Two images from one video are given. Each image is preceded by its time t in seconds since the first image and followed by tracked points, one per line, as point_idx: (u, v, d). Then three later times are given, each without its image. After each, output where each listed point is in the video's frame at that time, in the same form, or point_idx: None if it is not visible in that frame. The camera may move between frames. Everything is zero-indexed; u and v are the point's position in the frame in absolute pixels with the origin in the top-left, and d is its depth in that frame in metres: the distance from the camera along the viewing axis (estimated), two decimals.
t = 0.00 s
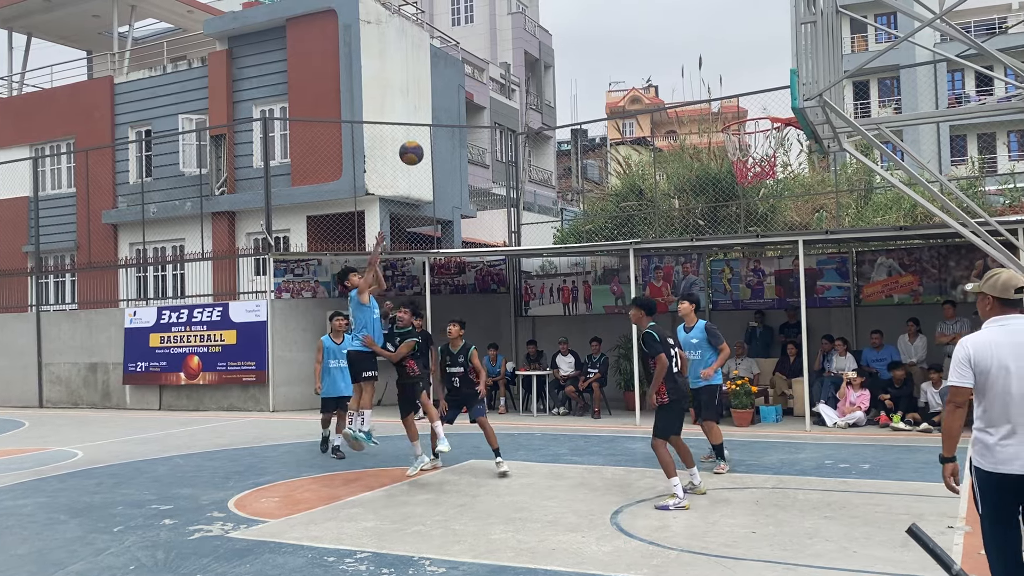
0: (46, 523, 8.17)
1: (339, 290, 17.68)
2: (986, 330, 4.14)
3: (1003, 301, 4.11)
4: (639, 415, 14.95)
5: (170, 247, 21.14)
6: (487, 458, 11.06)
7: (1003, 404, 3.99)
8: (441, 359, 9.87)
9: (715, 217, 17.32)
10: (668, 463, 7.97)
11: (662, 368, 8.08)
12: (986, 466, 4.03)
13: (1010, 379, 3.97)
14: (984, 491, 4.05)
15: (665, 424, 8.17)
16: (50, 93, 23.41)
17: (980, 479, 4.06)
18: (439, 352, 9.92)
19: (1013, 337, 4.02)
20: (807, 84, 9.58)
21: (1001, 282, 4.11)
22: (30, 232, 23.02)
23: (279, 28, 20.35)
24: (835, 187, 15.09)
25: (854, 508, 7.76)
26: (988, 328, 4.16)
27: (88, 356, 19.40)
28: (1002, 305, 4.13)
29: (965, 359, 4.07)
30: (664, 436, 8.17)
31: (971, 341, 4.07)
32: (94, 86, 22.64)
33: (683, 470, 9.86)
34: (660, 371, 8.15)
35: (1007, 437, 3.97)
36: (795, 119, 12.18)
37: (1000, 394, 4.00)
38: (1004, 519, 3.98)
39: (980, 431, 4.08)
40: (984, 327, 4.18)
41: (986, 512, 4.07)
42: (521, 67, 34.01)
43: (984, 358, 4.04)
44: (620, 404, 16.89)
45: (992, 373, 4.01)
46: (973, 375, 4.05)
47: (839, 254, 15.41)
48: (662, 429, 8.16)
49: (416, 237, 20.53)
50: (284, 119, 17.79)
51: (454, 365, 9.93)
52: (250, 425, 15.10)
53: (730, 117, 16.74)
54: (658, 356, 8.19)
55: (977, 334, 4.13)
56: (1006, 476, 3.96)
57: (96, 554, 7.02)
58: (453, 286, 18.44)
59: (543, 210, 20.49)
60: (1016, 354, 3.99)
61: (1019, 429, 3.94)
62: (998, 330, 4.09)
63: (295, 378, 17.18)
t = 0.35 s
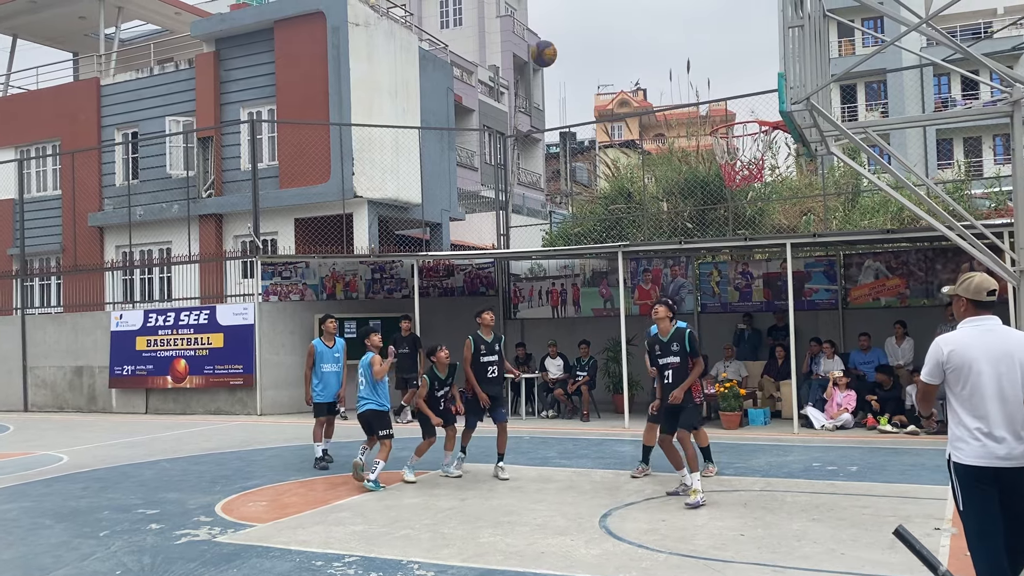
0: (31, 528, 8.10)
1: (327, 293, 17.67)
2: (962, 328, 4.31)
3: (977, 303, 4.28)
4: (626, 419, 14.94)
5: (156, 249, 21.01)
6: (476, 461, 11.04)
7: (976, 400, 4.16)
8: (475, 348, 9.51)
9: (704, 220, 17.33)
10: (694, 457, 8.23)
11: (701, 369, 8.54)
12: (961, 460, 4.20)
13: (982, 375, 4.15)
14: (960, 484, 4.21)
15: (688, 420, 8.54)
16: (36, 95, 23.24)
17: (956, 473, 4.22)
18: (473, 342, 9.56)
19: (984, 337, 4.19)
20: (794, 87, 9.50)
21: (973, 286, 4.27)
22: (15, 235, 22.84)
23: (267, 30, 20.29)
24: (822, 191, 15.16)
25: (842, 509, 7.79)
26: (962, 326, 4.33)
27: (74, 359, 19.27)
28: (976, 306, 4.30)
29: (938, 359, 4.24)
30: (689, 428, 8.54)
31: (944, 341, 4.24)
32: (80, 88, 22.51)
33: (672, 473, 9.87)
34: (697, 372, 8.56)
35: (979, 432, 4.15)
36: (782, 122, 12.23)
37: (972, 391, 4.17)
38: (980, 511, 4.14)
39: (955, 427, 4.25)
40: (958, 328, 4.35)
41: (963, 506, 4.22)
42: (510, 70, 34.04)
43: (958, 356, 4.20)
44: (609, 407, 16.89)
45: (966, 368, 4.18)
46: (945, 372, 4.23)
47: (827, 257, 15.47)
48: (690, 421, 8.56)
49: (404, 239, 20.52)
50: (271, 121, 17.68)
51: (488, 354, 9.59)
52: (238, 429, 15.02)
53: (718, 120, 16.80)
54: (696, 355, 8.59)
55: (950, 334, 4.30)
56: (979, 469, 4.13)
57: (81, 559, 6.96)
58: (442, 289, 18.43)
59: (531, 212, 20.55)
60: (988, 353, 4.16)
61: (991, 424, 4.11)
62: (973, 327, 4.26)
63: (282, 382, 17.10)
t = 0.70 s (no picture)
0: (19, 532, 8.05)
1: (317, 296, 17.60)
2: (953, 332, 4.66)
3: (968, 308, 4.67)
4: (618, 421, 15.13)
5: (146, 252, 20.92)
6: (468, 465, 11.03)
7: (964, 399, 4.53)
8: (496, 362, 9.36)
9: (695, 223, 17.31)
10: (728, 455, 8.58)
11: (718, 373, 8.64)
12: (947, 454, 4.54)
13: (973, 375, 4.53)
14: (945, 477, 4.54)
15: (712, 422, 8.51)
16: (25, 97, 23.13)
17: (943, 466, 4.55)
18: (493, 356, 9.38)
19: (975, 341, 4.58)
20: (785, 91, 9.54)
21: (968, 292, 4.63)
22: (4, 238, 22.71)
23: (258, 33, 20.25)
24: (812, 194, 15.20)
25: (832, 512, 7.81)
26: (952, 330, 4.68)
27: (63, 363, 19.16)
28: (966, 311, 4.69)
29: (935, 357, 4.56)
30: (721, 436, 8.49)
31: (941, 341, 4.58)
32: (70, 90, 22.40)
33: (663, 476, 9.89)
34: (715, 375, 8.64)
35: (967, 428, 4.50)
36: (773, 124, 12.25)
37: (964, 388, 4.53)
38: (963, 502, 4.48)
39: (942, 423, 4.59)
40: (948, 330, 4.70)
41: (944, 499, 4.56)
42: (501, 73, 34.04)
43: (953, 356, 4.55)
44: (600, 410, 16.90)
45: (959, 368, 4.54)
46: (941, 371, 4.55)
47: (817, 260, 15.48)
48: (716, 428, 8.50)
49: (396, 242, 20.60)
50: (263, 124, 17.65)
51: (507, 369, 9.45)
52: (228, 432, 14.97)
53: (709, 124, 16.83)
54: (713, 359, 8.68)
55: (945, 335, 4.64)
56: (964, 463, 4.48)
57: (70, 563, 6.91)
58: (434, 292, 18.36)
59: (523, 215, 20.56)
60: (979, 356, 4.55)
61: (979, 421, 4.49)
62: (964, 331, 4.63)
63: (273, 385, 17.04)
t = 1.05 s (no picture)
0: (12, 535, 8.01)
1: (312, 298, 17.55)
2: (947, 332, 4.68)
3: (959, 309, 4.69)
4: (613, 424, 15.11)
5: (140, 254, 20.86)
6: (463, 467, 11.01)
7: (960, 397, 4.54)
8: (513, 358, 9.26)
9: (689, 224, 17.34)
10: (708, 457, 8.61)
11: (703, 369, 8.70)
12: (939, 452, 4.54)
13: (967, 374, 4.55)
14: (930, 474, 4.57)
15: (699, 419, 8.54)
16: (18, 98, 23.05)
17: (930, 464, 4.57)
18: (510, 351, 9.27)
19: (970, 340, 4.60)
20: (779, 93, 9.57)
21: (958, 294, 4.67)
22: None
23: (252, 34, 20.23)
24: (806, 196, 15.22)
25: (827, 514, 7.81)
26: (945, 330, 4.71)
27: (56, 365, 19.09)
28: (958, 312, 4.71)
29: (932, 355, 4.55)
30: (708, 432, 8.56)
31: (938, 340, 4.58)
32: (64, 92, 22.34)
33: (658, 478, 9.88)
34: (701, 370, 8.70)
35: (962, 426, 4.51)
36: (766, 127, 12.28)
37: (959, 387, 4.54)
38: (943, 499, 4.52)
39: (935, 420, 4.59)
40: (941, 330, 4.72)
41: (925, 495, 4.58)
42: (496, 75, 34.07)
43: (948, 355, 4.56)
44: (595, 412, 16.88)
45: (955, 367, 4.55)
46: (937, 370, 4.55)
47: (812, 262, 15.54)
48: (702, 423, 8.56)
49: (391, 244, 20.58)
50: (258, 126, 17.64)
51: (524, 363, 9.35)
52: (222, 435, 14.93)
53: (703, 126, 16.86)
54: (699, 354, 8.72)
55: (939, 334, 4.65)
56: (955, 460, 4.50)
57: (63, 567, 6.88)
58: (428, 293, 18.35)
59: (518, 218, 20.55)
60: (974, 355, 4.57)
61: (972, 419, 4.51)
62: (958, 331, 4.66)
63: (267, 388, 17.00)
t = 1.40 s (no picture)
0: (9, 536, 7.99)
1: (310, 298, 17.54)
2: (941, 331, 4.68)
3: (954, 307, 4.68)
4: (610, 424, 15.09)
5: (137, 255, 20.84)
6: (461, 468, 11.00)
7: (957, 398, 4.53)
8: (518, 354, 9.27)
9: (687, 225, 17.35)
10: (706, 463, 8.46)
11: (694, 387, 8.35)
12: (938, 452, 4.54)
13: (963, 373, 4.55)
14: (927, 476, 4.56)
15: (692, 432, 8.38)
16: (15, 98, 23.01)
17: (926, 464, 4.56)
18: (515, 348, 9.29)
19: (965, 339, 4.61)
20: (778, 93, 9.55)
21: (951, 291, 4.68)
22: None
23: (250, 35, 20.21)
24: (804, 196, 15.21)
25: (826, 514, 7.81)
26: (940, 330, 4.70)
27: (53, 366, 19.06)
28: (953, 311, 4.70)
29: (928, 356, 4.55)
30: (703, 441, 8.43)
31: (934, 340, 4.58)
32: (61, 92, 22.31)
33: (655, 478, 9.90)
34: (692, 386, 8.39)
35: (960, 425, 4.51)
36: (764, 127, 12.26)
37: (956, 387, 4.54)
38: (939, 497, 4.53)
39: (932, 420, 4.59)
40: (936, 330, 4.72)
41: (922, 494, 4.58)
42: (494, 75, 34.08)
43: (944, 355, 4.55)
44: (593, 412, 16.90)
45: (951, 367, 4.55)
46: (933, 370, 4.55)
47: (810, 262, 15.52)
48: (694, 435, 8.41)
49: (388, 245, 20.55)
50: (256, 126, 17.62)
51: (530, 360, 9.37)
52: (219, 436, 14.90)
53: (700, 126, 16.86)
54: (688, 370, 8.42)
55: (934, 334, 4.65)
56: (953, 460, 4.51)
57: (61, 568, 6.86)
58: (426, 294, 18.37)
59: (516, 218, 20.52)
60: (969, 354, 4.58)
61: (969, 418, 4.51)
62: (954, 330, 4.66)
63: (265, 388, 16.99)
